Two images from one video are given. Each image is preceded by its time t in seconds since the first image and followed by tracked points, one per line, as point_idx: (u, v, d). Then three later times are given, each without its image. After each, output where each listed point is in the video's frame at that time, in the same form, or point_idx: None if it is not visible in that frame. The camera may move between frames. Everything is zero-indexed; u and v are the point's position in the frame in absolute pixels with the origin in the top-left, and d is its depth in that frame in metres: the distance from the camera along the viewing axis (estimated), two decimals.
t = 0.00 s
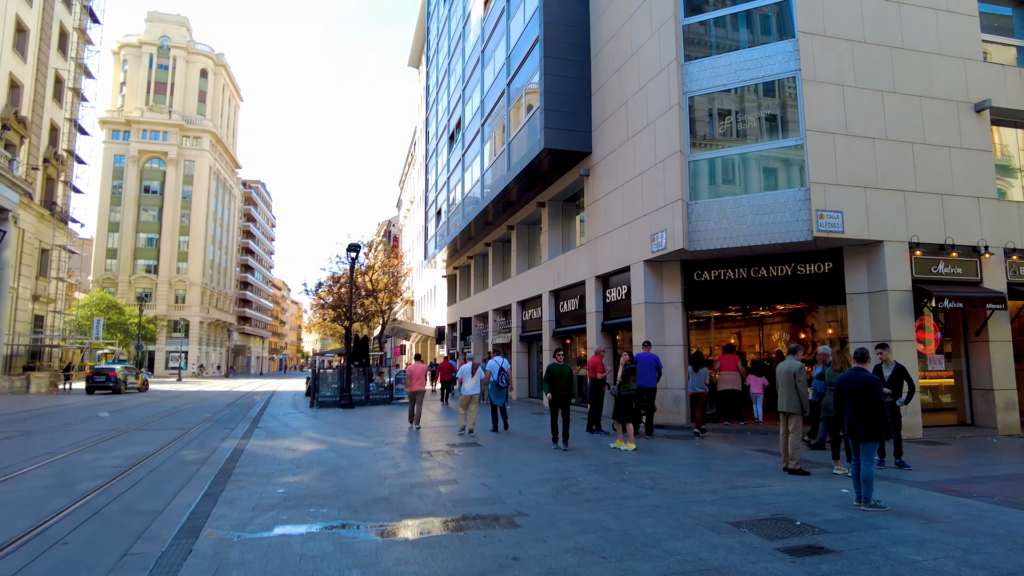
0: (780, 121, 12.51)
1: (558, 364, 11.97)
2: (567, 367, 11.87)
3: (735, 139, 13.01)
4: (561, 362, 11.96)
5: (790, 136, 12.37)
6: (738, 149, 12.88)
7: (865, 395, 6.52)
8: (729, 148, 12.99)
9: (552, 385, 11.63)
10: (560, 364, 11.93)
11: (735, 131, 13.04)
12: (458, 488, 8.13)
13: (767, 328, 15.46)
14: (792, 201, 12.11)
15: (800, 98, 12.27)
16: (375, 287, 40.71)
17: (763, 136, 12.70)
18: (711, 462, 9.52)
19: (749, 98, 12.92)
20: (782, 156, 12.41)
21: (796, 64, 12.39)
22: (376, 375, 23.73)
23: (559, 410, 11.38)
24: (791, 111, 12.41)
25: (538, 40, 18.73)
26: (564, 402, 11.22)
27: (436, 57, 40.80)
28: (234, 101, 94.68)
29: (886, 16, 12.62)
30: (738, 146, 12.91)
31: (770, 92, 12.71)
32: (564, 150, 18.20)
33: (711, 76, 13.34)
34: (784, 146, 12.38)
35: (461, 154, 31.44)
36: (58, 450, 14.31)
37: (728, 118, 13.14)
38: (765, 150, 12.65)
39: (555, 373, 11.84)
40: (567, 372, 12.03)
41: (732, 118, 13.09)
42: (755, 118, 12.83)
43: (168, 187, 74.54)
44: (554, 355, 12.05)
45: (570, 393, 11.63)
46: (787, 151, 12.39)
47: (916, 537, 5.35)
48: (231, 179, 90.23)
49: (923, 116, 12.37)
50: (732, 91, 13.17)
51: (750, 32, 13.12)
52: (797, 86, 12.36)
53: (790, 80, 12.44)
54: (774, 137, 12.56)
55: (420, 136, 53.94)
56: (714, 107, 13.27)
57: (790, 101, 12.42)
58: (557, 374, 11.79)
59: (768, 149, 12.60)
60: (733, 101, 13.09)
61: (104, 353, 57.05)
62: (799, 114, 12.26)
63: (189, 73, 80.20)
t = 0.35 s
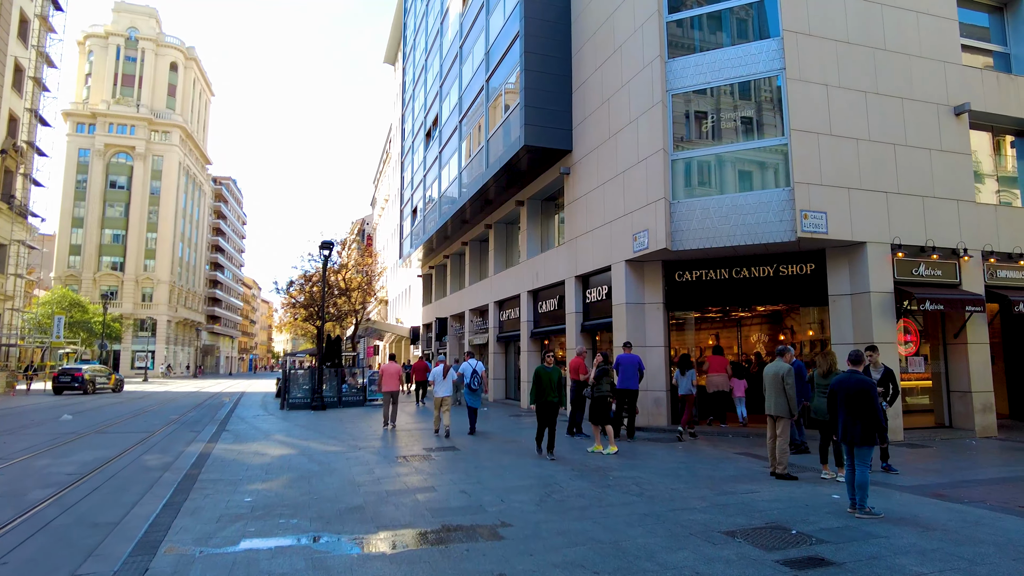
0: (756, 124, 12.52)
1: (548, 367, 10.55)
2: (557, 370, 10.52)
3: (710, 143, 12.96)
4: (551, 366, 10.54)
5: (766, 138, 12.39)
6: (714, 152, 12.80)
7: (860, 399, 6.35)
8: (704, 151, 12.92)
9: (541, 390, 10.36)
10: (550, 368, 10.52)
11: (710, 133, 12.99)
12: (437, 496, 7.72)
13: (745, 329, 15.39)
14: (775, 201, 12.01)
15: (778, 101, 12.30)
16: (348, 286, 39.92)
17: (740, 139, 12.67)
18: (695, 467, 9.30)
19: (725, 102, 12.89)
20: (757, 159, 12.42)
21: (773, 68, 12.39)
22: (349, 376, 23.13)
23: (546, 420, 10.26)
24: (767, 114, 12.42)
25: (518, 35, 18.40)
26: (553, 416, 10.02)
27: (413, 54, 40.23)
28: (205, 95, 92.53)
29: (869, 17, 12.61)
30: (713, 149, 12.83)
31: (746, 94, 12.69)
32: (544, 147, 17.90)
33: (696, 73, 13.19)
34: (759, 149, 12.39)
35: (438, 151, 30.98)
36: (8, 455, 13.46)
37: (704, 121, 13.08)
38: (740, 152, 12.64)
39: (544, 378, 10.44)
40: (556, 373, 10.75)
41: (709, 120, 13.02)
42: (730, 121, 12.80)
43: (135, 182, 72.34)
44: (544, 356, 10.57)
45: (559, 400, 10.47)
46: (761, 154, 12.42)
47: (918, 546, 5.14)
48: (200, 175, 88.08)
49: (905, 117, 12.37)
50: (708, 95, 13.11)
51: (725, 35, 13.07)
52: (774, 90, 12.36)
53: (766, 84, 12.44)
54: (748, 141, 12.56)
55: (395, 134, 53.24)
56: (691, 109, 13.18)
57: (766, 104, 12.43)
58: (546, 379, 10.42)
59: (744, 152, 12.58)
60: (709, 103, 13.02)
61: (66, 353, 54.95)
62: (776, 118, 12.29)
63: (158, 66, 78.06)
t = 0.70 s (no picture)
0: (727, 126, 12.51)
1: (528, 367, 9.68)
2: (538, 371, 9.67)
3: (680, 143, 12.91)
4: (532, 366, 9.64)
5: (737, 139, 12.40)
6: (686, 154, 12.74)
7: (845, 399, 6.21)
8: (674, 151, 12.86)
9: (521, 393, 9.50)
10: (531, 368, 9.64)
11: (681, 134, 12.92)
12: (409, 502, 7.36)
13: (718, 329, 15.06)
14: (752, 200, 11.95)
15: (747, 105, 12.33)
16: (316, 285, 39.01)
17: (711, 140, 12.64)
18: (674, 470, 9.11)
19: (696, 104, 12.84)
20: (727, 162, 12.40)
21: (743, 72, 12.42)
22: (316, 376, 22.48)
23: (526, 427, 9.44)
24: (737, 117, 12.44)
25: (494, 29, 18.08)
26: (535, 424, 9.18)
27: (385, 49, 39.56)
28: (169, 88, 89.82)
29: (845, 17, 12.67)
30: (685, 151, 12.77)
31: (717, 97, 12.68)
32: (520, 144, 17.61)
33: (674, 70, 13.07)
34: (729, 152, 12.38)
35: (410, 148, 30.45)
36: None
37: (676, 122, 13.01)
38: (710, 154, 12.60)
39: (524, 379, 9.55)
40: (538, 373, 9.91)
41: (681, 121, 12.94)
42: (701, 124, 12.76)
43: (95, 176, 69.75)
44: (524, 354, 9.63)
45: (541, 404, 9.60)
46: (730, 157, 12.41)
47: (909, 550, 5.00)
48: (164, 170, 85.52)
49: (879, 118, 12.46)
50: (679, 97, 13.05)
51: (696, 39, 13.01)
52: (744, 95, 12.37)
53: (737, 87, 12.44)
54: (718, 144, 12.54)
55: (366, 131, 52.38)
56: (663, 110, 13.08)
57: (736, 107, 12.44)
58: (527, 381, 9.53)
59: (714, 153, 12.55)
60: (681, 105, 12.96)
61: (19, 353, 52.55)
62: (746, 121, 12.30)
63: (121, 57, 75.50)
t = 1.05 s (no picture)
0: (701, 125, 12.43)
1: (516, 366, 8.76)
2: (526, 369, 8.78)
3: (654, 142, 12.76)
4: (521, 364, 8.74)
5: (710, 136, 12.33)
6: (661, 154, 12.58)
7: (837, 401, 5.98)
8: (650, 150, 12.71)
9: (508, 393, 8.58)
10: (520, 367, 8.73)
11: (656, 132, 12.80)
12: (383, 511, 6.93)
13: (694, 329, 14.46)
14: (734, 197, 11.83)
15: (721, 105, 12.29)
16: (285, 283, 38.03)
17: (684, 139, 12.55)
18: (657, 474, 8.85)
19: (670, 104, 12.72)
20: (700, 164, 12.31)
21: (717, 73, 12.38)
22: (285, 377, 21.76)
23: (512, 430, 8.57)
24: (711, 117, 12.35)
25: (471, 21, 17.68)
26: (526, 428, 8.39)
27: (358, 43, 38.78)
28: (133, 80, 87.11)
29: (826, 14, 12.63)
30: (659, 151, 12.62)
31: (692, 97, 12.59)
32: (498, 139, 17.23)
33: (654, 65, 12.90)
34: (703, 153, 12.30)
35: (383, 143, 29.84)
36: None
37: (651, 122, 12.87)
38: (684, 154, 12.49)
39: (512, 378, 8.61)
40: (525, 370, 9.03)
41: (655, 121, 12.82)
42: (675, 122, 12.64)
43: (55, 170, 67.14)
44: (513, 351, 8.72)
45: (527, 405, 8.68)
46: (704, 157, 12.32)
47: (910, 558, 4.79)
48: (128, 164, 82.87)
49: (860, 116, 12.48)
50: (654, 96, 12.91)
51: (674, 37, 12.86)
52: (719, 97, 12.30)
53: (711, 88, 12.38)
54: (689, 143, 12.45)
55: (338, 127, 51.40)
56: (639, 109, 12.92)
57: (710, 107, 12.36)
58: (515, 379, 8.60)
59: (687, 154, 12.45)
60: (655, 105, 12.82)
61: None
62: (720, 122, 12.26)
63: (83, 47, 72.88)
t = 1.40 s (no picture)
0: (687, 124, 12.47)
1: (525, 363, 7.95)
2: (536, 368, 7.96)
3: (642, 138, 12.69)
4: (530, 361, 7.95)
5: (697, 131, 12.36)
6: (648, 153, 12.51)
7: (850, 401, 5.74)
8: (636, 146, 12.63)
9: (514, 393, 7.76)
10: (528, 364, 7.94)
11: (642, 128, 12.74)
12: (375, 516, 6.61)
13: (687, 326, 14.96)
14: (731, 192, 11.77)
15: (709, 104, 12.32)
16: (268, 281, 37.32)
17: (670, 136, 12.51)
18: (656, 476, 8.60)
19: (659, 104, 12.65)
20: (688, 164, 12.28)
21: (705, 75, 12.38)
22: (268, 376, 21.23)
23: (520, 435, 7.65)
24: (700, 117, 12.38)
25: (461, 13, 17.37)
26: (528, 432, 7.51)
27: (343, 37, 38.23)
28: (113, 74, 85.36)
29: (824, 8, 12.57)
30: (647, 150, 12.55)
31: (680, 97, 12.57)
32: (489, 133, 16.90)
33: (648, 58, 12.73)
34: (690, 152, 12.28)
35: (369, 139, 29.39)
36: None
37: (638, 121, 12.76)
38: (672, 153, 12.43)
39: (518, 377, 7.82)
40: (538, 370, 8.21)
41: (643, 120, 12.73)
42: (661, 118, 12.62)
43: (31, 165, 65.46)
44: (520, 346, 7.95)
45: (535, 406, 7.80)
46: (693, 156, 12.30)
47: (932, 564, 4.59)
48: (107, 160, 81.19)
49: (856, 113, 12.53)
50: (641, 93, 12.81)
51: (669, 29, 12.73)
52: (707, 98, 12.32)
53: (699, 86, 12.41)
54: (674, 140, 12.45)
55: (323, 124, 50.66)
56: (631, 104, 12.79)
57: (698, 107, 12.40)
58: (521, 378, 7.80)
59: (673, 153, 12.41)
60: (643, 104, 12.72)
61: None
62: (707, 122, 12.28)
63: (60, 40, 71.19)
